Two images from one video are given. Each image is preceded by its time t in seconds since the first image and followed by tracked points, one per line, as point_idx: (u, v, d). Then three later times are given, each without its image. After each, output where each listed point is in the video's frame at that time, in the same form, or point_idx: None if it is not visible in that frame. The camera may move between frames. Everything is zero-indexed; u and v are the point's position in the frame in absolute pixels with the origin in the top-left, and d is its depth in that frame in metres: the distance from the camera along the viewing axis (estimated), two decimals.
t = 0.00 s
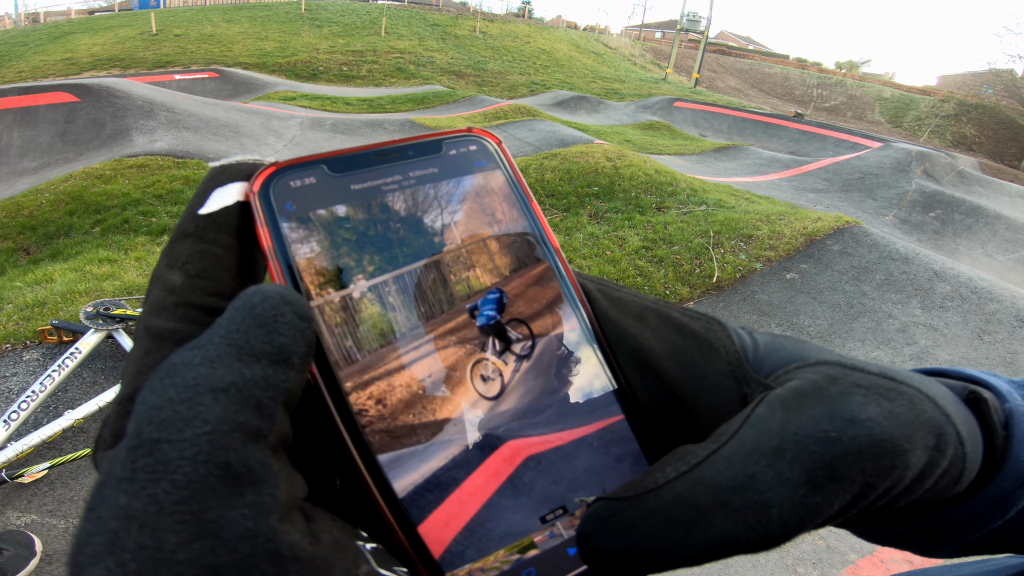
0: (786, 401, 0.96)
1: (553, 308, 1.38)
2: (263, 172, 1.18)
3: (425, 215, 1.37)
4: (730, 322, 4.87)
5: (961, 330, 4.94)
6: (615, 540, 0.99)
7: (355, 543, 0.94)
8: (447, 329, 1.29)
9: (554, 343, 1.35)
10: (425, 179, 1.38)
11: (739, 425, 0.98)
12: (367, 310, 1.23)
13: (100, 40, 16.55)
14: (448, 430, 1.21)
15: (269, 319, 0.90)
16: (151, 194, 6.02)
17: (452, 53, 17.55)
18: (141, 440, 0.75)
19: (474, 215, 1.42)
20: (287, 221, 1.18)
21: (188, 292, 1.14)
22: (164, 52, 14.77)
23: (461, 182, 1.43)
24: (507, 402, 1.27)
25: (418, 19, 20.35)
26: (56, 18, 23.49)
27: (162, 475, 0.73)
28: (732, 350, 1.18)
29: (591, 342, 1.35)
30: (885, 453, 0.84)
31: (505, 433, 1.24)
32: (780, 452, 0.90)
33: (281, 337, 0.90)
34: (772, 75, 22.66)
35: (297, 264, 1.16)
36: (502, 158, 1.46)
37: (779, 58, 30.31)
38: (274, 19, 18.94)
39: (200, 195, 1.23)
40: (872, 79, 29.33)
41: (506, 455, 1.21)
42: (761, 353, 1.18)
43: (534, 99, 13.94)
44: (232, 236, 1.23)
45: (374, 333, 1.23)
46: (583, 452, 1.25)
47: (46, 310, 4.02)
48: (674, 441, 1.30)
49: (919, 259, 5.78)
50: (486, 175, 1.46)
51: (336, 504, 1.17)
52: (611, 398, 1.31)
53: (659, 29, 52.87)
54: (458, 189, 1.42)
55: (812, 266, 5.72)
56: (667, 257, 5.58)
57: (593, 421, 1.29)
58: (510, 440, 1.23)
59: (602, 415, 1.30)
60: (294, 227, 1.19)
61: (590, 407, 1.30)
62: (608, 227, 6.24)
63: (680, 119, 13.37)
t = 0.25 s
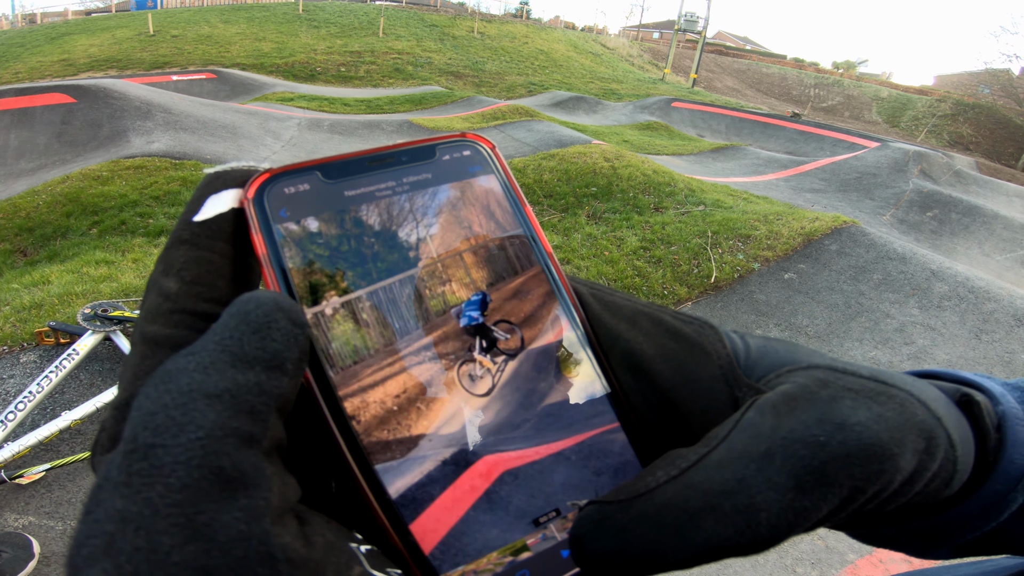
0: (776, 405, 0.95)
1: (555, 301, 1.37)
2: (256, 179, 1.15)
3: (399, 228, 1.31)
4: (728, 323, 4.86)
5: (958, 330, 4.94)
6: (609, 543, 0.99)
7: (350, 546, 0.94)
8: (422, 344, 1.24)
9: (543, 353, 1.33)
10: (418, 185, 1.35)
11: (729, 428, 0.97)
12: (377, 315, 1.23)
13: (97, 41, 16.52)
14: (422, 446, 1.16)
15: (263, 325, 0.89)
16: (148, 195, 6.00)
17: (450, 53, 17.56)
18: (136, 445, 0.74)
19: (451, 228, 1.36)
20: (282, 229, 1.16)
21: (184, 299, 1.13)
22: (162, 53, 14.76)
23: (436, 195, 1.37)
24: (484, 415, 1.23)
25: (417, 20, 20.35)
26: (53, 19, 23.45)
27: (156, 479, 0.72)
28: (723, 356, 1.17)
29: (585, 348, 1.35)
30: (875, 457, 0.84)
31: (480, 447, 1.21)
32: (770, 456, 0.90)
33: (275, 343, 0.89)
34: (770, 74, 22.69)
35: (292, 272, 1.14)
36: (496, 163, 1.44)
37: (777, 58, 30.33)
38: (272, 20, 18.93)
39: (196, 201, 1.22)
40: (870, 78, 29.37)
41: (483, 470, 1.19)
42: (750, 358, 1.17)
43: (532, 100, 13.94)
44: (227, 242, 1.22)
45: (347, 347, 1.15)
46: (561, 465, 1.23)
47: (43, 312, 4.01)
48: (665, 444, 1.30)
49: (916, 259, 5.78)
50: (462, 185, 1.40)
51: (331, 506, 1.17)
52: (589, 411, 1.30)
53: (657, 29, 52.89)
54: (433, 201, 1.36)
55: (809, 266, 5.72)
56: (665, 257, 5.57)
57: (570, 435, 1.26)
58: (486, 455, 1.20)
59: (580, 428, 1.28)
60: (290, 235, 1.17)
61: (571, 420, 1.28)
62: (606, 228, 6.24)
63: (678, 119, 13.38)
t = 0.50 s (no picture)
0: (779, 400, 0.95)
1: (551, 302, 1.36)
2: (264, 176, 1.15)
3: (392, 233, 1.30)
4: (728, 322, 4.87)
5: (957, 328, 4.95)
6: (616, 538, 1.00)
7: (358, 540, 0.94)
8: (415, 349, 1.24)
9: (538, 356, 1.31)
10: (422, 182, 1.35)
11: (734, 423, 0.98)
12: (372, 311, 1.22)
13: (94, 41, 16.48)
14: (416, 451, 1.15)
15: (272, 321, 0.88)
16: (147, 196, 5.99)
17: (449, 53, 17.55)
18: (148, 439, 0.74)
19: (445, 231, 1.35)
20: (289, 227, 1.16)
21: (193, 296, 1.13)
22: (160, 53, 14.74)
23: (429, 198, 1.36)
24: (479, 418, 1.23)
25: (415, 20, 20.35)
26: (50, 19, 23.48)
27: (170, 473, 0.72)
28: (727, 352, 1.16)
29: (590, 345, 1.33)
30: (878, 451, 0.84)
31: (475, 452, 1.20)
32: (774, 451, 0.90)
33: (285, 338, 0.88)
34: (768, 74, 22.72)
35: (300, 269, 1.14)
36: (500, 161, 1.43)
37: (776, 58, 30.33)
38: (270, 20, 18.91)
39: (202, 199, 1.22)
40: (868, 78, 29.29)
41: (478, 474, 1.18)
42: (754, 353, 1.16)
43: (531, 100, 13.95)
44: (234, 240, 1.22)
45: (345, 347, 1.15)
46: (556, 469, 1.22)
47: (42, 312, 3.99)
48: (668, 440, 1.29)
49: (915, 258, 5.80)
50: (455, 188, 1.39)
51: (339, 503, 1.15)
52: (583, 415, 1.28)
53: (655, 29, 52.97)
54: (427, 205, 1.35)
55: (809, 265, 5.73)
56: (665, 257, 5.58)
57: (565, 438, 1.25)
58: (480, 460, 1.19)
59: (575, 431, 1.26)
60: (296, 232, 1.17)
61: (566, 423, 1.27)
62: (606, 227, 6.24)
63: (677, 119, 13.39)
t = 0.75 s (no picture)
0: (784, 399, 0.95)
1: (547, 302, 1.35)
2: (257, 174, 1.15)
3: (371, 240, 1.27)
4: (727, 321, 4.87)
5: (956, 327, 4.96)
6: (616, 541, 0.99)
7: (355, 544, 0.94)
8: (397, 360, 1.21)
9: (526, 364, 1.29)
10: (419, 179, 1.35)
11: (737, 423, 0.97)
12: (368, 312, 1.21)
13: (93, 41, 16.46)
14: (398, 465, 1.12)
15: (265, 321, 0.88)
16: (146, 195, 5.98)
17: (448, 53, 17.55)
18: (136, 442, 0.74)
19: (427, 237, 1.33)
20: (283, 225, 1.16)
21: (185, 296, 1.13)
22: (158, 53, 14.72)
23: (411, 203, 1.33)
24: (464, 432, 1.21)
25: (415, 19, 20.36)
26: (48, 19, 23.47)
27: (158, 477, 0.72)
28: (729, 350, 1.16)
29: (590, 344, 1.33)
30: (885, 450, 0.84)
31: (461, 466, 1.18)
32: (778, 451, 0.89)
33: (278, 339, 0.88)
34: (767, 74, 22.74)
35: (294, 267, 1.14)
36: (497, 158, 1.43)
37: (775, 58, 30.33)
38: (269, 20, 18.90)
39: (194, 199, 1.22)
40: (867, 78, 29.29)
41: (464, 487, 1.16)
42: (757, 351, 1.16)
43: (530, 99, 13.95)
44: (226, 238, 1.22)
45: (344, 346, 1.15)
46: (545, 481, 1.21)
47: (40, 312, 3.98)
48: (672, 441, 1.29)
49: (914, 258, 5.80)
50: (438, 192, 1.36)
51: (335, 505, 1.16)
52: (574, 423, 1.27)
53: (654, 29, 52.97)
54: (410, 210, 1.32)
55: (807, 264, 5.73)
56: (664, 256, 5.58)
57: (554, 450, 1.24)
58: (466, 473, 1.17)
59: (564, 442, 1.25)
60: (290, 230, 1.16)
61: (555, 433, 1.25)
62: (605, 227, 6.24)
63: (676, 119, 13.40)
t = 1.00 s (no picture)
0: (790, 393, 0.95)
1: (547, 295, 1.35)
2: (254, 165, 1.16)
3: (367, 233, 1.26)
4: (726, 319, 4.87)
5: (956, 327, 4.96)
6: (614, 537, 0.99)
7: (352, 541, 0.93)
8: (392, 355, 1.18)
9: (521, 363, 1.27)
10: (418, 171, 1.35)
11: (744, 418, 0.98)
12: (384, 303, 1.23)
13: (92, 40, 16.44)
14: (393, 464, 1.10)
15: (260, 311, 0.88)
16: (145, 194, 5.97)
17: (448, 52, 17.54)
18: (126, 435, 0.73)
19: (424, 231, 1.31)
20: (280, 216, 1.17)
21: (179, 288, 1.11)
22: (158, 52, 14.72)
23: (407, 196, 1.32)
24: (460, 431, 1.18)
25: (414, 19, 20.36)
26: (48, 18, 23.48)
27: (147, 471, 0.72)
28: (733, 344, 1.17)
29: (592, 337, 1.32)
30: (895, 445, 0.83)
31: (457, 464, 1.16)
32: (786, 446, 0.89)
33: (273, 329, 0.88)
34: (767, 74, 22.75)
35: (290, 258, 1.15)
36: (498, 151, 1.43)
37: (775, 58, 30.32)
38: (269, 19, 18.90)
39: (191, 190, 1.22)
40: (867, 77, 29.25)
41: (459, 487, 1.14)
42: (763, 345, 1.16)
43: (530, 98, 13.95)
44: (223, 231, 1.22)
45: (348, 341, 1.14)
46: (544, 481, 1.19)
47: (39, 311, 3.97)
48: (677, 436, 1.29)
49: (913, 257, 5.80)
50: (435, 185, 1.35)
51: (332, 502, 1.15)
52: (573, 422, 1.25)
53: (654, 28, 52.94)
54: (403, 204, 1.31)
55: (807, 263, 5.73)
56: (663, 255, 5.57)
57: (554, 446, 1.22)
58: (463, 472, 1.15)
59: (563, 440, 1.23)
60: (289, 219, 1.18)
61: (555, 429, 1.24)
62: (605, 225, 6.24)
63: (676, 118, 13.41)
